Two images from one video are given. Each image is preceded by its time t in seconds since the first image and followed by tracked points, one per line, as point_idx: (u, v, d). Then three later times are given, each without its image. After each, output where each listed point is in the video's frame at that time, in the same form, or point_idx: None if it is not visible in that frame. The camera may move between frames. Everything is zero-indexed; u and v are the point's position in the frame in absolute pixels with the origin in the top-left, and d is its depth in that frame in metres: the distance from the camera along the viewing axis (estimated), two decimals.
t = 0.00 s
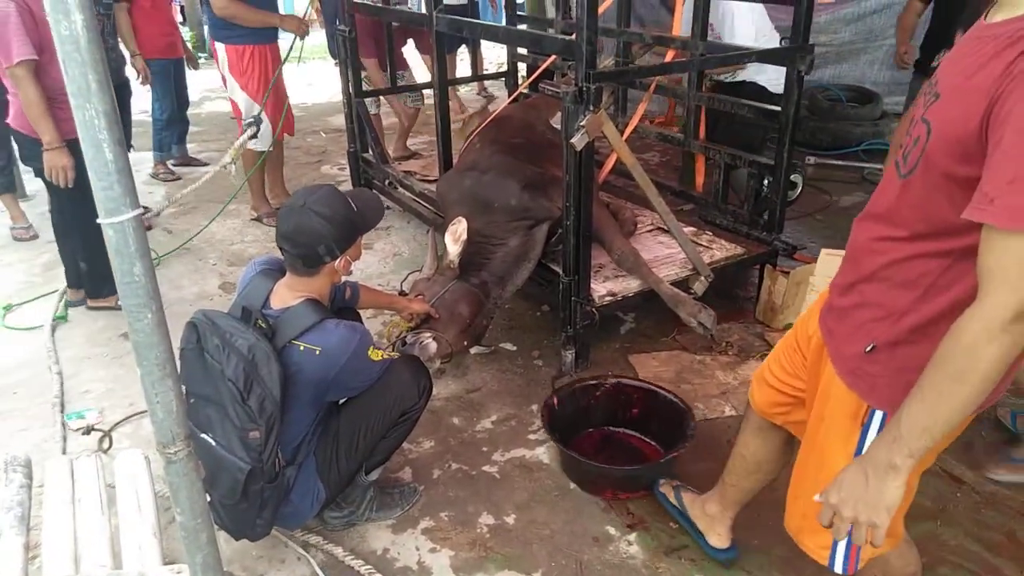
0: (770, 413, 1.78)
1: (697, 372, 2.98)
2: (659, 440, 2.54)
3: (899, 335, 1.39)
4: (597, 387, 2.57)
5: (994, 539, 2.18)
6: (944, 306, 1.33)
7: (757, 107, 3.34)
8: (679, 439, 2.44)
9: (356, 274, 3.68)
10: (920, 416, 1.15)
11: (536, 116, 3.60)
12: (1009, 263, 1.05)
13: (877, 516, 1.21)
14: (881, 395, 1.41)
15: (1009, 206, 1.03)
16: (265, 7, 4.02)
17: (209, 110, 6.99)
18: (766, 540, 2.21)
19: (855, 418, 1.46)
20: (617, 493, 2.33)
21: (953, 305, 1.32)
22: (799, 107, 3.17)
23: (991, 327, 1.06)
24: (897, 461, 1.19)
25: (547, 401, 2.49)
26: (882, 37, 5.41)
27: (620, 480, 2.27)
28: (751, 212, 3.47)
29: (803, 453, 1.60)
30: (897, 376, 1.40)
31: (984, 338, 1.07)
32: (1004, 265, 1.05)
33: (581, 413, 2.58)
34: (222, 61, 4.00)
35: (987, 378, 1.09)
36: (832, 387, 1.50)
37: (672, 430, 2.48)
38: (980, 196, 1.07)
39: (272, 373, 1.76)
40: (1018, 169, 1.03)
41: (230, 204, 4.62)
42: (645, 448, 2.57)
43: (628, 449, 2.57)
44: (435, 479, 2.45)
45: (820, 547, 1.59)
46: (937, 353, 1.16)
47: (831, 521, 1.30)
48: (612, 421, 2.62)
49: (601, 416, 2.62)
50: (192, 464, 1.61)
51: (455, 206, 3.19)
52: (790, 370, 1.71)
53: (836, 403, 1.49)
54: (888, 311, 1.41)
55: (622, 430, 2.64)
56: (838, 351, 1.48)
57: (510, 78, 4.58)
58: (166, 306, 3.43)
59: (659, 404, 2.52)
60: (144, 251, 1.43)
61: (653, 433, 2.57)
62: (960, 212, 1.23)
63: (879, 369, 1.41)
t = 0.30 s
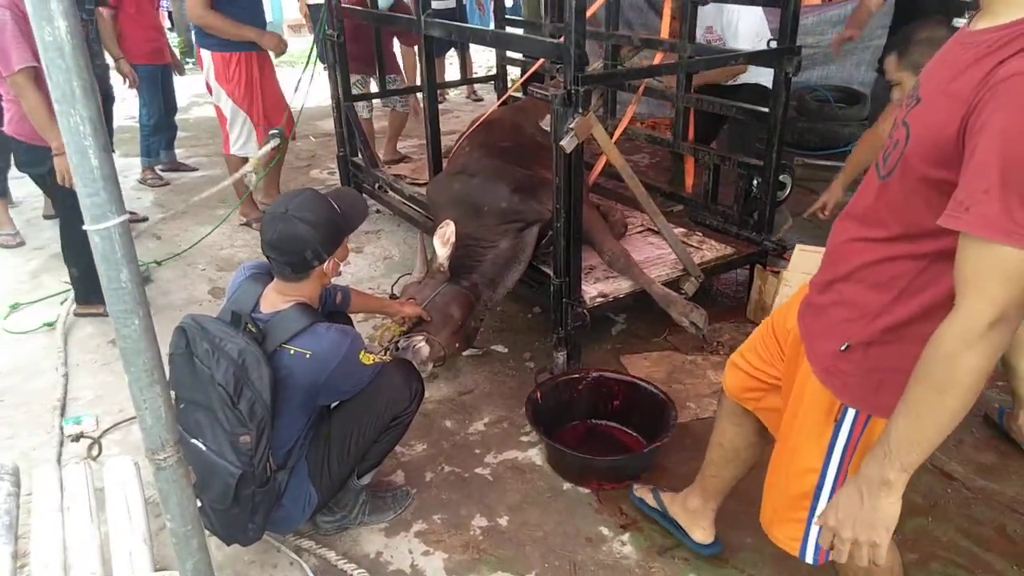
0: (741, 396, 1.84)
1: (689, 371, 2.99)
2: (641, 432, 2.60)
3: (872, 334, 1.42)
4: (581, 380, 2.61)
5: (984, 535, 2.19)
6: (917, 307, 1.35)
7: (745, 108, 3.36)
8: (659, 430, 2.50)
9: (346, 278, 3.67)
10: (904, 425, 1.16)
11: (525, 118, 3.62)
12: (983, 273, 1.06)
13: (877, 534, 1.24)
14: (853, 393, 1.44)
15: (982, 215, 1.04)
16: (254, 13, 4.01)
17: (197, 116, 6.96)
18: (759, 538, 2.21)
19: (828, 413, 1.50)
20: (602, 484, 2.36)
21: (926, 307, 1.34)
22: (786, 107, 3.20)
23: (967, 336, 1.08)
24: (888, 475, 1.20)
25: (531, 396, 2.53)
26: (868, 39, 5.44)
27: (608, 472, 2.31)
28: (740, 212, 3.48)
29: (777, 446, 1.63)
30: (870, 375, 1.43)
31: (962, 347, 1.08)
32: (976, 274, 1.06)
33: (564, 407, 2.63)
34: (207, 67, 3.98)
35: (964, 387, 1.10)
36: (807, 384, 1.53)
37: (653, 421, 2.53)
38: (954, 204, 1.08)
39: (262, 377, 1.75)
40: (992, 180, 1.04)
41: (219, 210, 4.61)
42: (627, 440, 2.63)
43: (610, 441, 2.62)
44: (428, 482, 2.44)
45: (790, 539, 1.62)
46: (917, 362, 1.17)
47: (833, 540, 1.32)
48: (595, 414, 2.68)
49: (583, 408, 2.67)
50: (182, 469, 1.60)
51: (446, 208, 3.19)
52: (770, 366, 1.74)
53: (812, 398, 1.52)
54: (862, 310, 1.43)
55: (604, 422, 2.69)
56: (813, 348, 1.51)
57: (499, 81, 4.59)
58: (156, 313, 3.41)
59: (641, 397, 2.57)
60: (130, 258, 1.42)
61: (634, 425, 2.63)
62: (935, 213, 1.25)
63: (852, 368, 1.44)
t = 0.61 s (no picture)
0: (733, 386, 1.85)
1: (687, 362, 2.98)
2: (629, 410, 2.67)
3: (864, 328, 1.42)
4: (572, 361, 2.68)
5: (982, 525, 2.19)
6: (913, 303, 1.35)
7: (745, 97, 3.34)
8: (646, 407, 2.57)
9: (345, 268, 3.66)
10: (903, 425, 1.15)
11: (524, 107, 3.60)
12: (987, 276, 1.04)
13: (867, 533, 1.23)
14: (846, 386, 1.45)
15: (991, 218, 1.03)
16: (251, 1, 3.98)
17: (195, 104, 6.92)
18: (757, 528, 2.22)
19: (820, 405, 1.50)
20: (589, 459, 2.42)
21: (922, 304, 1.34)
22: (787, 96, 3.18)
23: (973, 339, 1.06)
24: (884, 476, 1.19)
25: (523, 372, 2.60)
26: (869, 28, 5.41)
27: (590, 449, 2.37)
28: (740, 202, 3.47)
29: (768, 435, 1.64)
30: (863, 367, 1.43)
31: (966, 350, 1.07)
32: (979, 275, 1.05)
33: (555, 385, 2.70)
34: (205, 56, 3.97)
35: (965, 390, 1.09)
36: (799, 373, 1.53)
37: (641, 400, 2.60)
38: (963, 205, 1.07)
39: (258, 367, 1.75)
40: (1001, 181, 1.03)
41: (217, 198, 4.59)
42: (616, 418, 2.69)
43: (600, 419, 2.69)
44: (426, 472, 2.44)
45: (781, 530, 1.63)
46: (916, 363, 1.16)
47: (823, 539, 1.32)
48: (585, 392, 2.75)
49: (573, 386, 2.74)
50: (179, 459, 1.60)
51: (445, 197, 3.17)
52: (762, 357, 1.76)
53: (804, 388, 1.52)
54: (857, 303, 1.43)
55: (593, 400, 2.76)
56: (804, 339, 1.52)
57: (498, 69, 4.57)
58: (154, 301, 3.40)
59: (630, 376, 2.64)
60: (127, 245, 1.42)
61: (624, 404, 2.69)
62: (936, 210, 1.24)
63: (844, 360, 1.45)
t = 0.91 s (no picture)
0: (719, 389, 1.88)
1: (681, 364, 2.98)
2: (607, 399, 2.72)
3: (846, 336, 1.45)
4: (550, 354, 2.73)
5: (974, 528, 2.20)
6: (895, 311, 1.37)
7: (739, 102, 3.35)
8: (624, 395, 2.64)
9: (339, 270, 3.65)
10: (899, 441, 1.15)
11: (519, 110, 3.60)
12: (977, 295, 1.04)
13: (871, 547, 1.22)
14: (827, 391, 1.48)
15: (981, 238, 1.02)
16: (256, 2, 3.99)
17: (189, 105, 6.92)
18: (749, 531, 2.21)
19: (800, 410, 1.53)
20: (572, 448, 2.49)
21: (905, 313, 1.36)
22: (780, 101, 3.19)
23: (961, 355, 1.06)
24: (882, 492, 1.19)
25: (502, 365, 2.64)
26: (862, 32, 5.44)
27: (574, 438, 2.45)
28: (733, 206, 3.48)
29: (750, 437, 1.67)
30: (843, 375, 1.46)
31: (955, 365, 1.07)
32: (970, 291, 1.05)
33: (534, 376, 2.75)
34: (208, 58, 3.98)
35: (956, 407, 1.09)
36: (783, 380, 1.55)
37: (619, 389, 2.66)
38: (953, 227, 1.07)
39: (250, 371, 1.74)
40: (989, 202, 1.03)
41: (211, 200, 4.58)
42: (593, 407, 2.74)
43: (579, 409, 2.74)
44: (419, 475, 2.44)
45: (761, 530, 1.67)
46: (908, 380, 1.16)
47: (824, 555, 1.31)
48: (562, 383, 2.80)
49: (550, 378, 2.79)
50: (171, 463, 1.59)
51: (439, 200, 3.17)
52: (748, 361, 1.78)
53: (788, 392, 1.54)
54: (843, 311, 1.45)
55: (570, 391, 2.82)
56: (788, 345, 1.54)
57: (492, 72, 4.57)
58: (146, 303, 3.39)
59: (607, 367, 2.71)
60: (118, 248, 1.41)
61: (602, 394, 2.75)
62: (924, 224, 1.25)
63: (826, 367, 1.47)
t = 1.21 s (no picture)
0: (707, 389, 1.90)
1: (678, 369, 2.99)
2: (602, 402, 2.73)
3: (829, 342, 1.46)
4: (544, 357, 2.73)
5: (971, 533, 2.20)
6: (881, 319, 1.38)
7: (734, 107, 3.36)
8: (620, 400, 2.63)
9: (336, 276, 3.66)
10: (881, 456, 1.15)
11: (515, 115, 3.61)
12: (962, 307, 1.04)
13: (848, 562, 1.23)
14: (810, 397, 1.49)
15: (965, 249, 1.02)
16: None
17: (185, 111, 6.92)
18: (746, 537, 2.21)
19: (783, 415, 1.55)
20: (568, 450, 2.52)
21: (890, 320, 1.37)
22: (776, 105, 3.20)
23: (946, 366, 1.07)
24: (863, 503, 1.19)
25: (498, 370, 2.64)
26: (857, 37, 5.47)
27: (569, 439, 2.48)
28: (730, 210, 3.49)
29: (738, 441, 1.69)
30: (824, 379, 1.47)
31: (939, 376, 1.08)
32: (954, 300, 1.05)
33: (530, 380, 2.75)
34: (211, 64, 4.02)
35: (942, 418, 1.10)
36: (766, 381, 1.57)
37: (614, 393, 2.67)
38: (938, 237, 1.06)
39: (247, 378, 1.74)
40: (973, 212, 1.02)
41: (207, 206, 4.58)
42: (590, 410, 2.75)
43: (575, 413, 2.74)
44: (416, 481, 2.43)
45: (747, 533, 1.69)
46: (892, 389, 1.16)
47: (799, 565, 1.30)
48: (557, 387, 2.80)
49: (544, 381, 2.79)
50: (167, 470, 1.59)
51: (436, 206, 3.17)
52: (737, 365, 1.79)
53: (772, 396, 1.55)
54: (830, 318, 1.45)
55: (564, 394, 2.81)
56: (773, 350, 1.55)
57: (489, 77, 4.58)
58: (142, 309, 3.39)
59: (602, 370, 2.71)
60: (115, 254, 1.41)
61: (598, 398, 2.75)
62: (908, 233, 1.26)
63: (810, 374, 1.48)
